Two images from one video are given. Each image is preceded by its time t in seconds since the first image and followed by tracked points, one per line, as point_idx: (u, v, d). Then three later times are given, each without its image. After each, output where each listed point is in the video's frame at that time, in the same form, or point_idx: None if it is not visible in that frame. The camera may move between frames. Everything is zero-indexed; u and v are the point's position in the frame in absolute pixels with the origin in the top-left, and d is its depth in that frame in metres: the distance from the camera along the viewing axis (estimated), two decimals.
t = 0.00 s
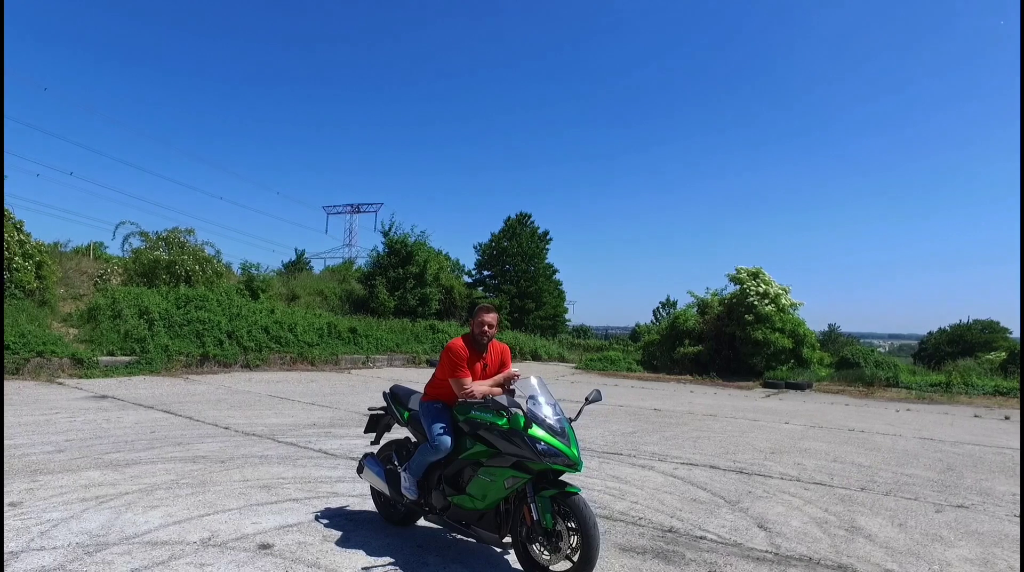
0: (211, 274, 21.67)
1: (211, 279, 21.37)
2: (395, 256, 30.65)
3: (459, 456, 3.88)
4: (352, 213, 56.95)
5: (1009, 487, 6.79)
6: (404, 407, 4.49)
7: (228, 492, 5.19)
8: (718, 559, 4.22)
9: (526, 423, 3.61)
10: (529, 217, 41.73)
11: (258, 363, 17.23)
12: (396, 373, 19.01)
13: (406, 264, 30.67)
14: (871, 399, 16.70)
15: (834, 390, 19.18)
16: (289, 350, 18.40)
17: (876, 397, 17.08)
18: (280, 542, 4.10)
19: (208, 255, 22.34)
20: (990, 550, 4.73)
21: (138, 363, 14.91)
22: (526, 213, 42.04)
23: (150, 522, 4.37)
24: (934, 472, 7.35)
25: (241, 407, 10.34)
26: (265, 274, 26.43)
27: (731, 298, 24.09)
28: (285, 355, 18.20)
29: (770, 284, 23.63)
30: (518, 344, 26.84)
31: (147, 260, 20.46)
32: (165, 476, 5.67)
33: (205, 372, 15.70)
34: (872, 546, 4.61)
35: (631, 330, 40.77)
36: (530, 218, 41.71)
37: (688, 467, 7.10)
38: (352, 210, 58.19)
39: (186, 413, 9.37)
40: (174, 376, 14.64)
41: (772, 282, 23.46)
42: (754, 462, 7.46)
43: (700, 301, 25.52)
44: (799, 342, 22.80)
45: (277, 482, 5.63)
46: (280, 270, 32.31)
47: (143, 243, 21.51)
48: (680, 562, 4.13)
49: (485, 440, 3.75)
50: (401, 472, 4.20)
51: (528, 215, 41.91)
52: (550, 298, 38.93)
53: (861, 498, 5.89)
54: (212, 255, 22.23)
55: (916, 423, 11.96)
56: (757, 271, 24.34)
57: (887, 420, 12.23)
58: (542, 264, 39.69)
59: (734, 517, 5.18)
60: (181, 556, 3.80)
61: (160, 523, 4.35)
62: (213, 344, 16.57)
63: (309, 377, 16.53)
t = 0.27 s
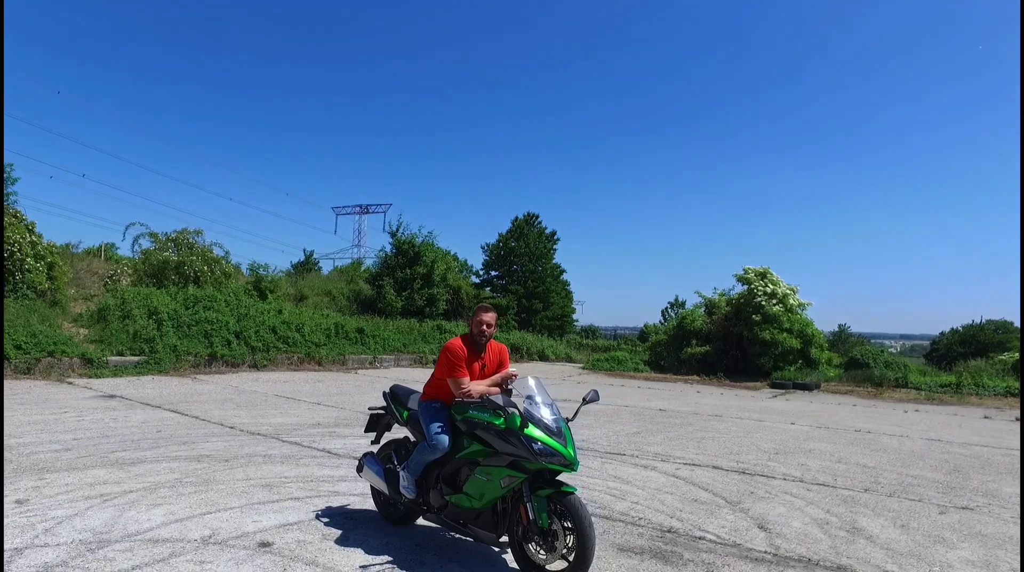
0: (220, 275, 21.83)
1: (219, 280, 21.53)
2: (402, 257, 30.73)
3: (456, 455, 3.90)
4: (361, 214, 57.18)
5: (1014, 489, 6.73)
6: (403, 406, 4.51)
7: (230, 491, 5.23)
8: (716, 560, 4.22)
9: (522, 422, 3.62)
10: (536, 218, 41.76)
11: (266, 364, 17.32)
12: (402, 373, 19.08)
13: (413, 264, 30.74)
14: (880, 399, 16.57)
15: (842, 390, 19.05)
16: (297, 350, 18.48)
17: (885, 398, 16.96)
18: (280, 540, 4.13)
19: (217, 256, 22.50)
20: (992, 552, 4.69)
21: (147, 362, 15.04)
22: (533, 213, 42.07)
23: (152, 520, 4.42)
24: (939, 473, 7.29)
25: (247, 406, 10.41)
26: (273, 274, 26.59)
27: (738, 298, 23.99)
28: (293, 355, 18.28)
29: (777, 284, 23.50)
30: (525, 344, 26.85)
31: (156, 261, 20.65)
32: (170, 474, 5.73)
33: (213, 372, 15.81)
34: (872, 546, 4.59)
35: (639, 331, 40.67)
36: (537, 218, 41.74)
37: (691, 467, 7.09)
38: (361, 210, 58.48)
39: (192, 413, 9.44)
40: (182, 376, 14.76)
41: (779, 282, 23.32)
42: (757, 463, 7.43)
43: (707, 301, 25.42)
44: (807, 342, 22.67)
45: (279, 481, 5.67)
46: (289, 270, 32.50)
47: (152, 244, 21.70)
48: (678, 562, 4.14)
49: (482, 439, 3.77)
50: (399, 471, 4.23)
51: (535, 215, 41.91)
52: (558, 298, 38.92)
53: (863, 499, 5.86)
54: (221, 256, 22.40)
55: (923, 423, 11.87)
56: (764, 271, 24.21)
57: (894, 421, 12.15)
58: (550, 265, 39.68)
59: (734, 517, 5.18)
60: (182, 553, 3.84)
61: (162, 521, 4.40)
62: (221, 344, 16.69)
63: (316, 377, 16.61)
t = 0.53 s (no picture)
0: (228, 275, 21.95)
1: (227, 280, 21.64)
2: (410, 257, 30.75)
3: (454, 455, 3.89)
4: (370, 214, 57.39)
5: None
6: (402, 406, 4.50)
7: (232, 490, 5.24)
8: (717, 562, 4.18)
9: (520, 422, 3.60)
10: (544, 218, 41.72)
11: (274, 364, 17.36)
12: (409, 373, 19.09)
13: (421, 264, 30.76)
14: (889, 400, 16.39)
15: (852, 391, 18.88)
16: (304, 350, 18.52)
17: (894, 399, 16.78)
18: (279, 540, 4.13)
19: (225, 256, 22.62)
20: (1000, 556, 4.61)
21: (155, 362, 15.14)
22: (540, 213, 42.03)
23: (153, 519, 4.43)
24: (948, 475, 7.20)
25: (252, 406, 10.45)
26: (281, 274, 26.71)
27: (746, 298, 23.83)
28: (300, 355, 18.34)
29: (786, 284, 23.32)
30: (532, 344, 26.81)
31: (165, 261, 20.80)
32: (172, 474, 5.75)
33: (220, 371, 15.88)
34: (877, 550, 4.53)
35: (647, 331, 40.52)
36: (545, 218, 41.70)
37: (695, 468, 7.03)
38: (369, 210, 58.68)
39: (198, 412, 9.49)
40: (190, 376, 14.84)
41: (788, 282, 23.13)
42: (762, 464, 7.37)
43: (715, 301, 25.28)
44: (816, 343, 22.49)
45: (281, 481, 5.68)
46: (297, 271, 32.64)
47: (161, 244, 21.84)
48: (678, 564, 4.10)
49: (480, 439, 3.75)
50: (398, 471, 4.22)
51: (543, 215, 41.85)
52: (565, 299, 38.84)
53: (869, 501, 5.79)
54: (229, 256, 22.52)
55: (933, 425, 11.73)
56: (772, 271, 24.03)
57: (903, 422, 12.01)
58: (557, 265, 39.61)
59: (737, 519, 5.13)
60: (180, 552, 3.85)
61: (162, 520, 4.41)
62: (229, 344, 16.77)
63: (323, 377, 16.65)
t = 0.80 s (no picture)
0: (239, 275, 22.08)
1: (238, 280, 21.76)
2: (420, 257, 30.77)
3: (453, 455, 3.85)
4: (382, 214, 57.62)
5: None
6: (402, 405, 4.48)
7: (235, 489, 5.24)
8: (721, 564, 4.11)
9: (519, 421, 3.56)
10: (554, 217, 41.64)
11: (284, 363, 17.42)
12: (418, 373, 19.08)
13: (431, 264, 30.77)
14: (904, 402, 16.14)
15: (865, 392, 18.63)
16: (314, 350, 18.57)
17: (908, 400, 16.53)
18: (279, 539, 4.12)
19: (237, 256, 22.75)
20: (1015, 561, 4.49)
21: (166, 362, 15.24)
22: (551, 213, 41.94)
23: (154, 517, 4.43)
24: (962, 478, 7.05)
25: (260, 405, 10.48)
26: (292, 274, 26.83)
27: (758, 298, 23.61)
28: (310, 354, 18.39)
29: (798, 284, 23.06)
30: (542, 344, 26.72)
31: (177, 261, 20.97)
32: (177, 472, 5.75)
33: (230, 371, 15.96)
34: (886, 554, 4.43)
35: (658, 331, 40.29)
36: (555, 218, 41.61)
37: (703, 469, 6.95)
38: (380, 210, 58.89)
39: (206, 411, 9.52)
40: (200, 375, 14.92)
41: (800, 282, 22.87)
42: (771, 465, 7.26)
43: (726, 301, 25.07)
44: (829, 343, 22.23)
45: (284, 480, 5.66)
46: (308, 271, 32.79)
47: (173, 244, 22.00)
48: (681, 567, 4.04)
49: (478, 439, 3.71)
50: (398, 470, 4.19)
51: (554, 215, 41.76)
52: (576, 299, 38.72)
53: (879, 504, 5.68)
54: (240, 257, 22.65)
55: (948, 427, 11.53)
56: (784, 271, 23.78)
57: (917, 424, 11.81)
58: (568, 265, 39.50)
59: (743, 521, 5.05)
60: (179, 551, 3.84)
61: (164, 519, 4.41)
62: (239, 344, 16.85)
63: (332, 376, 16.68)
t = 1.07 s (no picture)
0: (249, 274, 22.20)
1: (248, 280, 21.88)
2: (429, 256, 30.77)
3: (451, 452, 3.81)
4: (392, 214, 57.79)
5: None
6: (402, 402, 4.44)
7: (236, 486, 5.23)
8: (724, 565, 4.04)
9: (516, 418, 3.51)
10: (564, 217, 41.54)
11: (292, 362, 17.46)
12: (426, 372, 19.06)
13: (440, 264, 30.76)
14: (917, 402, 15.90)
15: (878, 392, 18.38)
16: (322, 349, 18.62)
17: (922, 400, 16.29)
18: (277, 536, 4.09)
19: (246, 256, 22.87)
20: None
21: (175, 360, 15.34)
22: (560, 213, 41.85)
23: (154, 513, 4.43)
24: (975, 479, 6.91)
25: (267, 404, 10.50)
26: (302, 274, 26.94)
27: (768, 297, 23.38)
28: (318, 353, 18.42)
29: (809, 283, 22.82)
30: (551, 343, 26.63)
31: (187, 261, 21.12)
32: (179, 469, 5.76)
33: (239, 369, 16.02)
34: (895, 556, 4.33)
35: (668, 331, 40.06)
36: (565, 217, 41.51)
37: (709, 469, 6.86)
38: (391, 211, 59.05)
39: (212, 409, 9.55)
40: (209, 373, 15.00)
41: (811, 281, 22.63)
42: (779, 465, 7.16)
43: (736, 300, 24.86)
44: (840, 342, 21.98)
45: (286, 478, 5.65)
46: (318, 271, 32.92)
47: (184, 244, 22.15)
48: (683, 567, 3.97)
49: (476, 436, 3.66)
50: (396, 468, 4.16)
51: (563, 214, 41.65)
52: (585, 298, 38.59)
53: (889, 505, 5.57)
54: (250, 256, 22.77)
55: (962, 427, 11.33)
56: (795, 270, 23.54)
57: (930, 424, 11.62)
58: (578, 264, 39.38)
59: (748, 521, 4.97)
60: (177, 547, 3.82)
61: (163, 515, 4.40)
62: (248, 342, 16.91)
63: (339, 375, 16.70)
